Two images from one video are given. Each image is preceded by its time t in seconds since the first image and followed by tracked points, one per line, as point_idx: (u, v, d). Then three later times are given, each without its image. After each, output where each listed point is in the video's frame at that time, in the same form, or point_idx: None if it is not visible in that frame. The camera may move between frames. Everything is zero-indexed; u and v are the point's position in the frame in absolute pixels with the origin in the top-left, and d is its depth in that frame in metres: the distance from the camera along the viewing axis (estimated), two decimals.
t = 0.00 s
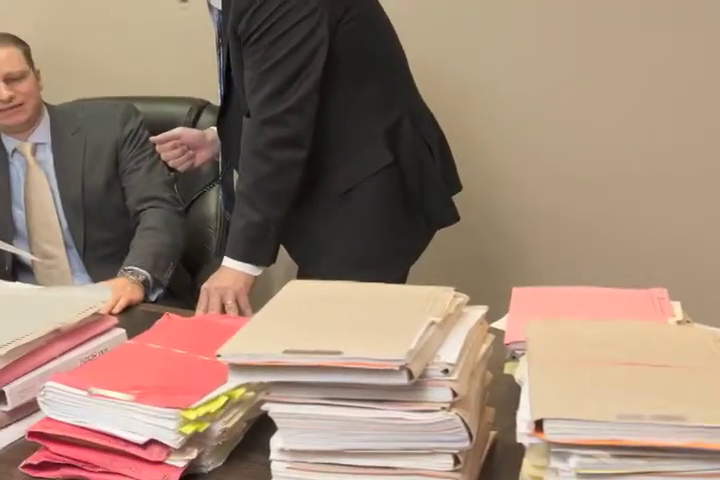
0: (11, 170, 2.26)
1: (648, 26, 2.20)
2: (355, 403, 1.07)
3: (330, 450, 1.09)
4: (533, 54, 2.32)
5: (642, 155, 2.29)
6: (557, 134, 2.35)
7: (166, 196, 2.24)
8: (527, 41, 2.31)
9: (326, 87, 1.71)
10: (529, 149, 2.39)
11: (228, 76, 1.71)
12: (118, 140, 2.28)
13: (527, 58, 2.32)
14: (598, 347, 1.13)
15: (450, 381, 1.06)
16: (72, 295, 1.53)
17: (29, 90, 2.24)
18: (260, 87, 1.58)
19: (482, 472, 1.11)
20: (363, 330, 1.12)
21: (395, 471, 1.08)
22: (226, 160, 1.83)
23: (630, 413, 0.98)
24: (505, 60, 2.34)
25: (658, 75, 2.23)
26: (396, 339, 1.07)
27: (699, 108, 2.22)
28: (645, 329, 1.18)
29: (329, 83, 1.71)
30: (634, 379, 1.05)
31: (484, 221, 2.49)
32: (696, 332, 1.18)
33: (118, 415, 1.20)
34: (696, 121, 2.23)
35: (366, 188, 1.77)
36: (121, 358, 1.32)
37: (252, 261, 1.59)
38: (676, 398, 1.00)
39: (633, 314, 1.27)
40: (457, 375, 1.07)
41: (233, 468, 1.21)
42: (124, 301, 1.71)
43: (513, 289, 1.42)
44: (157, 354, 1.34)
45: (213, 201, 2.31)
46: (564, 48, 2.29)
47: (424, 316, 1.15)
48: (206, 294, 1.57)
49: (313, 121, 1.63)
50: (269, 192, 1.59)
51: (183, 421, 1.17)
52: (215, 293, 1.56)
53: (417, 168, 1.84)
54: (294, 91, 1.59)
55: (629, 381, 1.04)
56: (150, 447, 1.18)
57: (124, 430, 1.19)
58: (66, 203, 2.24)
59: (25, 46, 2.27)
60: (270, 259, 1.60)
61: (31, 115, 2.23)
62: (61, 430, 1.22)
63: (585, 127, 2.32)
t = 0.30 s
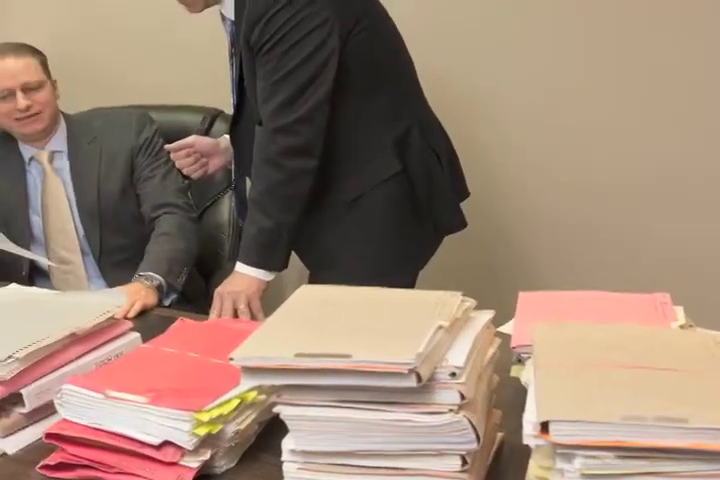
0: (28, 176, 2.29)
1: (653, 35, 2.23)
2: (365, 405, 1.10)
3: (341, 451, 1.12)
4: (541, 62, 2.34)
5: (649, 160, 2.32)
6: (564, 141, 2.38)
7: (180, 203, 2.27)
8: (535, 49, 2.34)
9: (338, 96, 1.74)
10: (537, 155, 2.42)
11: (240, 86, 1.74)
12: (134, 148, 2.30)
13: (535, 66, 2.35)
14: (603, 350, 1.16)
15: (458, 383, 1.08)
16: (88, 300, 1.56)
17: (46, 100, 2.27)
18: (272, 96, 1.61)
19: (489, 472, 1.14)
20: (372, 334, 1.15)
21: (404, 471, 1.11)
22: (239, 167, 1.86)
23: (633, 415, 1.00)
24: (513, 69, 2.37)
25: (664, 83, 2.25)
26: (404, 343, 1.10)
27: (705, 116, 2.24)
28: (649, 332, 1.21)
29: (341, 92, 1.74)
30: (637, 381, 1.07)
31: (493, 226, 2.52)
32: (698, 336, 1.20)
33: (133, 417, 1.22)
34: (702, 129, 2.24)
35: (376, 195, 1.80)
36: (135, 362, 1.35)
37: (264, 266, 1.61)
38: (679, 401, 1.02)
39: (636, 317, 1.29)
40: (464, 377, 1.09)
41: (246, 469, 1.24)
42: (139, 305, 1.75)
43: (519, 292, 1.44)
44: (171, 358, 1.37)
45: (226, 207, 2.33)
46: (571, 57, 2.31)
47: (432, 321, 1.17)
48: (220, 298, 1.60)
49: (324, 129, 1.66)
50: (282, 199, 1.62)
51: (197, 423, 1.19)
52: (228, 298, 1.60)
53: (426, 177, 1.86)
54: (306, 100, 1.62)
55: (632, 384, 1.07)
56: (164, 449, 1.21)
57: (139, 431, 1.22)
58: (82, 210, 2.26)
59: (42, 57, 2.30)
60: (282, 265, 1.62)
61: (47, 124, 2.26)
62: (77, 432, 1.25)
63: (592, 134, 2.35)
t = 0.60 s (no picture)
0: (46, 183, 2.32)
1: (660, 41, 2.28)
2: (375, 408, 1.13)
3: (351, 453, 1.14)
4: (550, 68, 2.40)
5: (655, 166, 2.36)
6: (573, 146, 2.43)
7: (194, 210, 2.29)
8: (544, 55, 2.39)
9: (348, 105, 1.77)
10: (546, 160, 2.46)
11: (252, 96, 1.78)
12: (149, 156, 2.34)
13: (544, 72, 2.40)
14: (608, 353, 1.18)
15: (466, 386, 1.11)
16: (103, 305, 1.59)
17: (63, 109, 2.29)
18: (284, 105, 1.64)
19: (495, 473, 1.16)
20: (381, 338, 1.18)
21: (413, 472, 1.13)
22: (251, 175, 1.89)
23: (637, 417, 1.02)
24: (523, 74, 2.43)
25: (670, 89, 2.30)
26: (413, 347, 1.13)
27: (710, 121, 2.28)
28: (652, 336, 1.24)
29: (352, 101, 1.77)
30: (641, 384, 1.10)
31: (502, 232, 2.56)
32: (701, 339, 1.23)
33: (149, 419, 1.25)
34: (708, 134, 2.29)
35: (386, 201, 1.83)
36: (150, 365, 1.38)
37: (277, 272, 1.64)
38: (682, 402, 1.05)
39: (640, 321, 1.32)
40: (471, 381, 1.12)
41: (258, 470, 1.27)
42: (154, 310, 1.78)
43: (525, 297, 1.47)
44: (185, 361, 1.40)
45: (239, 215, 2.37)
46: (579, 63, 2.37)
47: (441, 325, 1.20)
48: (232, 304, 1.62)
49: (335, 137, 1.69)
50: (294, 205, 1.65)
51: (211, 425, 1.22)
52: (241, 302, 1.62)
53: (435, 185, 1.89)
54: (317, 109, 1.66)
55: (636, 386, 1.09)
56: (178, 450, 1.24)
57: (154, 433, 1.25)
58: (98, 216, 2.29)
59: (59, 66, 2.32)
60: (294, 270, 1.65)
61: (64, 133, 2.29)
62: (94, 434, 1.28)
63: (600, 139, 2.40)
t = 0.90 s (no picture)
0: (63, 191, 2.34)
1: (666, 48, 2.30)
2: (385, 410, 1.15)
3: (362, 454, 1.17)
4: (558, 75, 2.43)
5: (662, 173, 2.38)
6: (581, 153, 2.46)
7: (207, 217, 2.31)
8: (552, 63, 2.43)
9: (358, 115, 1.81)
10: (554, 167, 2.49)
11: (265, 106, 1.81)
12: (164, 164, 2.36)
13: (552, 80, 2.44)
14: (612, 357, 1.21)
15: (473, 389, 1.14)
16: (119, 310, 1.63)
17: (80, 118, 2.31)
18: (296, 114, 1.68)
19: (502, 474, 1.19)
20: (391, 341, 1.21)
21: (422, 472, 1.16)
22: (264, 184, 1.93)
23: (640, 419, 1.05)
24: (532, 82, 2.46)
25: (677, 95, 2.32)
26: (422, 351, 1.15)
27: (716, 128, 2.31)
28: (655, 340, 1.26)
29: (362, 111, 1.81)
30: (644, 387, 1.12)
31: (511, 238, 2.59)
32: (703, 343, 1.25)
33: (164, 421, 1.29)
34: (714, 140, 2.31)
35: (396, 209, 1.86)
36: (165, 368, 1.41)
37: (289, 277, 1.67)
38: (684, 404, 1.08)
39: (643, 325, 1.34)
40: (479, 383, 1.14)
41: (269, 470, 1.30)
42: (169, 314, 1.82)
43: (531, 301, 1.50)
44: (198, 365, 1.43)
45: (252, 222, 2.41)
46: (591, 75, 2.39)
47: (449, 329, 1.23)
48: (245, 309, 1.65)
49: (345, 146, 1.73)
50: (306, 213, 1.68)
51: (224, 427, 1.25)
52: (254, 307, 1.65)
53: (444, 193, 1.92)
54: (329, 119, 1.69)
55: (640, 389, 1.12)
56: (193, 451, 1.27)
57: (169, 434, 1.28)
58: (114, 223, 2.31)
59: (76, 77, 2.35)
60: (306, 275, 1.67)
61: (82, 140, 2.30)
62: (110, 435, 1.31)
63: (608, 146, 2.42)
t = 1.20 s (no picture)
0: (81, 198, 2.34)
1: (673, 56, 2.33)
2: (395, 412, 1.18)
3: (372, 455, 1.20)
4: (566, 83, 2.46)
5: (669, 179, 2.41)
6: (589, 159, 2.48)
7: (222, 223, 2.33)
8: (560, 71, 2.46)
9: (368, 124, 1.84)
10: (564, 174, 2.52)
11: (277, 115, 1.85)
12: (178, 172, 2.38)
13: (559, 88, 2.47)
14: (617, 360, 1.24)
15: (481, 391, 1.17)
16: (135, 314, 1.67)
17: (97, 128, 2.32)
18: (308, 123, 1.71)
19: (508, 474, 1.22)
20: (399, 346, 1.23)
21: (432, 473, 1.19)
22: (276, 191, 1.96)
23: (644, 421, 1.08)
24: (540, 89, 2.49)
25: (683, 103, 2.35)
26: (430, 355, 1.18)
27: None
28: (658, 344, 1.29)
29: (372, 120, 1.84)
30: (648, 390, 1.15)
31: (520, 243, 2.62)
32: (706, 348, 1.28)
33: (178, 422, 1.32)
34: None
35: (405, 216, 1.89)
36: (180, 371, 1.45)
37: (300, 282, 1.70)
38: (687, 408, 1.10)
39: (647, 329, 1.37)
40: (486, 386, 1.17)
41: (282, 471, 1.33)
42: (184, 319, 1.86)
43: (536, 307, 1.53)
44: (213, 368, 1.46)
45: (265, 228, 2.45)
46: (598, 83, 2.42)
47: (457, 333, 1.26)
48: (258, 314, 1.68)
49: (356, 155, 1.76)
50: (318, 220, 1.71)
51: (237, 428, 1.29)
52: (266, 312, 1.68)
53: (452, 200, 1.95)
54: (340, 128, 1.73)
55: (644, 392, 1.15)
56: (207, 452, 1.30)
57: (184, 436, 1.31)
58: (130, 231, 2.33)
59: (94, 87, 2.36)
60: (317, 280, 1.71)
61: (98, 151, 2.32)
62: (127, 437, 1.34)
63: (616, 153, 2.45)
